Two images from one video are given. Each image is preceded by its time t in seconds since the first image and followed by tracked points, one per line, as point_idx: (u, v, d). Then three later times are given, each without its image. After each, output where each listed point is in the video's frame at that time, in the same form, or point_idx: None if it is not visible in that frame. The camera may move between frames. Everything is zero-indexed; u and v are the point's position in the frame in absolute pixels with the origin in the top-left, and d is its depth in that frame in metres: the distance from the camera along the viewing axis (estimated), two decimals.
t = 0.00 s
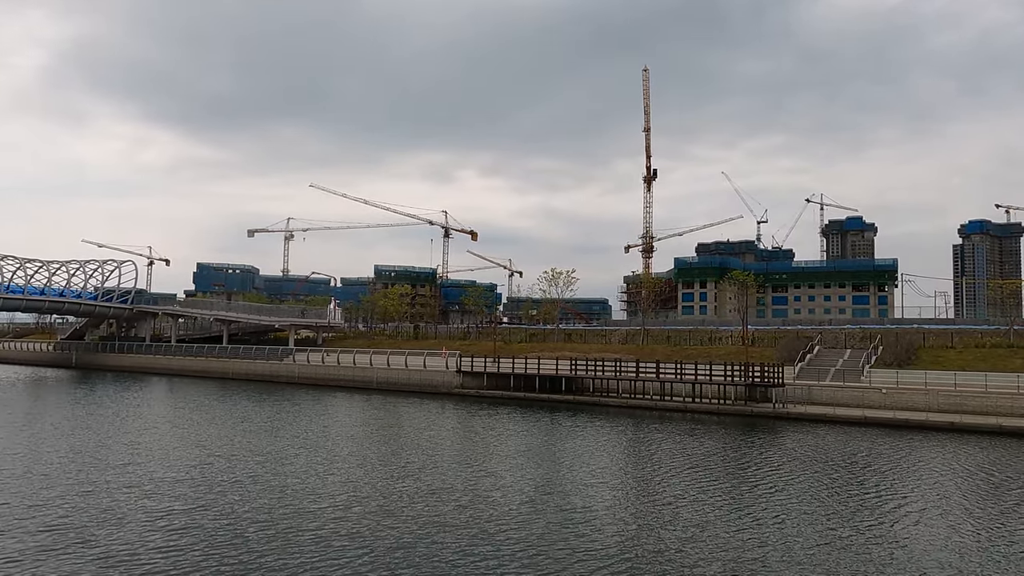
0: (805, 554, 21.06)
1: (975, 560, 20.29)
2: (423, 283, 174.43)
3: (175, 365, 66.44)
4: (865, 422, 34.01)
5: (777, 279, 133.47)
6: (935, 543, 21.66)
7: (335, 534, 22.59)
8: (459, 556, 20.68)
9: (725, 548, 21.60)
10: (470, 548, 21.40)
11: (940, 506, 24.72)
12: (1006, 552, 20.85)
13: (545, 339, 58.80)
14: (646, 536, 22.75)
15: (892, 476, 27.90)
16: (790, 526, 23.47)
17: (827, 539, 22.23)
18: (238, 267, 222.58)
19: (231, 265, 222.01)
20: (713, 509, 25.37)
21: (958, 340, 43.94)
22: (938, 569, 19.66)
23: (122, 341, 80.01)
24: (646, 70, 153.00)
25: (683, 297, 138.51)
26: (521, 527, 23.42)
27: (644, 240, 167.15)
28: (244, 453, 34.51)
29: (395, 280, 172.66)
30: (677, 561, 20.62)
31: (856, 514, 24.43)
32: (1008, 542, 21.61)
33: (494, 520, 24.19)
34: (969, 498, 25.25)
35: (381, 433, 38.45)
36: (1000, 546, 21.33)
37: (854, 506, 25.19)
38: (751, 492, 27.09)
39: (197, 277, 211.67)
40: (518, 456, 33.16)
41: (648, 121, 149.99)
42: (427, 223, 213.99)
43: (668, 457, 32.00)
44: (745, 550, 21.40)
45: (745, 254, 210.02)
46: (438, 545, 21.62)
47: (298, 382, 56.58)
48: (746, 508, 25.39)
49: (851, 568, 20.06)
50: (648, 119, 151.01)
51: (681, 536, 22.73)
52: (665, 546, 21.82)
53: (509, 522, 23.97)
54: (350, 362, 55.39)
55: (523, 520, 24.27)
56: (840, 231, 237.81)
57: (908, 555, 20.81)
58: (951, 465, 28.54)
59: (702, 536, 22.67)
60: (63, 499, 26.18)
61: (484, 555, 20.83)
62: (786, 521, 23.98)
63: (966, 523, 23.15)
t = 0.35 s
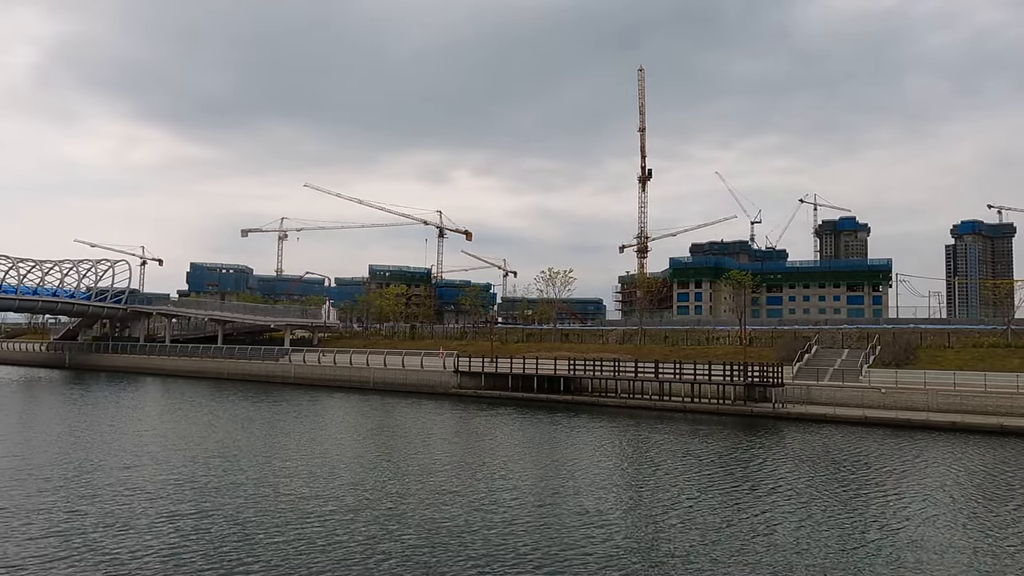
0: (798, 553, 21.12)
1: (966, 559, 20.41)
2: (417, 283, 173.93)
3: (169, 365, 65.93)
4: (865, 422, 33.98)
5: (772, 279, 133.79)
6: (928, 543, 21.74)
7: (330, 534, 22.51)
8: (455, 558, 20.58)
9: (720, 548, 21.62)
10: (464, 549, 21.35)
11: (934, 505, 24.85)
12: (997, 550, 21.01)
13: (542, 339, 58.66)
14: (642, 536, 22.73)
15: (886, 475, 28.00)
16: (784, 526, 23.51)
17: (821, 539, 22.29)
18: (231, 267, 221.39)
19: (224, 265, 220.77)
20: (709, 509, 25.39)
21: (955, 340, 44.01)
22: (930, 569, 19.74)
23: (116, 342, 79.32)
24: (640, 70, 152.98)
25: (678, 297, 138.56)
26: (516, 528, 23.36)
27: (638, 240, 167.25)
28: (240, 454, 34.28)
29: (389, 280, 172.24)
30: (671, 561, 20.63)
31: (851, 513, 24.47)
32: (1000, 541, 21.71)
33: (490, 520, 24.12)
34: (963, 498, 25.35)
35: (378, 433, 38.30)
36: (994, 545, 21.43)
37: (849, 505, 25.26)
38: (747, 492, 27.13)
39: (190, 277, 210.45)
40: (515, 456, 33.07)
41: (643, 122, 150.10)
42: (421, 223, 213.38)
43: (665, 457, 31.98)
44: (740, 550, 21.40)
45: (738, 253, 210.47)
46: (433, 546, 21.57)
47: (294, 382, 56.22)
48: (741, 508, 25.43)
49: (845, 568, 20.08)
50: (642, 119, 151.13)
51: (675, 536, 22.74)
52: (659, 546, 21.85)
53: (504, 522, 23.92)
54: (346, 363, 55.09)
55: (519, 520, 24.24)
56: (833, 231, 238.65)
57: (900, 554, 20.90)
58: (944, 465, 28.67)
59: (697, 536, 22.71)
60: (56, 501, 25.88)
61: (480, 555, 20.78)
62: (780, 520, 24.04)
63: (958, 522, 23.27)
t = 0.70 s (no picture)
0: (800, 553, 21.09)
1: (968, 559, 20.39)
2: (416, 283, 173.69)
3: (168, 365, 65.62)
4: (870, 423, 33.83)
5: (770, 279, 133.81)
6: (929, 543, 21.72)
7: (331, 535, 22.41)
8: (457, 558, 20.50)
9: (720, 548, 21.59)
10: (464, 548, 21.34)
11: (935, 505, 24.83)
12: (999, 551, 20.99)
13: (543, 339, 58.53)
14: (641, 535, 22.73)
15: (888, 475, 27.98)
16: (785, 526, 23.47)
17: (823, 539, 22.25)
18: (230, 267, 221.00)
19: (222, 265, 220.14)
20: (710, 509, 25.34)
21: (958, 340, 43.93)
22: (932, 569, 19.72)
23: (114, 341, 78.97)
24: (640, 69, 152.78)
25: (677, 297, 138.48)
26: (518, 528, 23.29)
27: (637, 240, 167.18)
28: (239, 455, 34.10)
29: (387, 280, 172.14)
30: (672, 561, 20.59)
31: (852, 513, 24.45)
32: (1001, 541, 21.69)
33: (491, 521, 24.03)
34: (965, 498, 25.32)
35: (379, 433, 38.17)
36: (996, 545, 21.39)
37: (851, 505, 25.24)
38: (748, 492, 27.09)
39: (188, 277, 209.77)
40: (516, 457, 32.97)
41: (643, 121, 150.02)
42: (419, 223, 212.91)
43: (665, 457, 31.92)
44: (741, 550, 21.37)
45: (736, 254, 210.46)
46: (434, 547, 21.50)
47: (294, 383, 55.97)
48: (742, 507, 25.39)
49: (847, 567, 20.04)
50: (641, 119, 151.06)
51: (677, 536, 22.69)
52: (660, 546, 21.79)
53: (505, 523, 23.84)
54: (346, 363, 54.90)
55: (520, 520, 24.15)
56: (831, 231, 239.14)
57: (903, 555, 20.86)
58: (946, 464, 28.65)
59: (699, 536, 22.66)
60: (55, 502, 25.66)
61: (481, 556, 20.71)
62: (781, 520, 24.00)
63: (959, 522, 23.25)
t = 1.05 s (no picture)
0: (801, 553, 21.07)
1: (969, 559, 20.35)
2: (415, 283, 173.54)
3: (168, 366, 65.41)
4: (876, 423, 33.61)
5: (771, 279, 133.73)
6: (931, 543, 21.66)
7: (332, 534, 22.37)
8: (459, 558, 20.45)
9: (722, 547, 21.59)
10: (465, 548, 21.27)
11: (938, 505, 24.75)
12: (1002, 551, 20.91)
13: (545, 339, 58.39)
14: (642, 535, 22.66)
15: (890, 476, 27.90)
16: (786, 525, 23.47)
17: (824, 538, 22.24)
18: (230, 268, 220.76)
19: (221, 265, 219.76)
20: (711, 509, 25.34)
21: (962, 341, 43.81)
22: (932, 569, 19.68)
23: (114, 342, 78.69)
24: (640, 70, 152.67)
25: (677, 298, 138.37)
26: (520, 528, 23.24)
27: (637, 240, 167.11)
28: (241, 455, 33.98)
29: (388, 281, 172.30)
30: (673, 560, 20.56)
31: (854, 513, 24.42)
32: (1002, 541, 21.66)
33: (493, 521, 23.99)
34: (968, 498, 25.24)
35: (381, 434, 38.06)
36: (1000, 546, 21.29)
37: (852, 505, 25.21)
38: (749, 492, 27.07)
39: (186, 277, 209.44)
40: (518, 457, 32.89)
41: (643, 122, 150.04)
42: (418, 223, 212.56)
43: (667, 457, 31.89)
44: (743, 549, 21.35)
45: (735, 254, 210.41)
46: (436, 546, 21.46)
47: (295, 383, 55.76)
48: (743, 507, 25.39)
49: (848, 567, 20.03)
50: (641, 119, 150.99)
51: (678, 536, 22.66)
52: (662, 545, 21.78)
53: (506, 522, 23.82)
54: (348, 363, 54.76)
55: (522, 520, 24.11)
56: (830, 231, 239.25)
57: (904, 554, 20.82)
58: (949, 464, 28.54)
59: (700, 535, 22.66)
60: (55, 502, 25.48)
61: (484, 556, 20.66)
62: (783, 520, 23.99)
63: (961, 522, 23.19)
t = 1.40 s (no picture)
0: (803, 553, 21.04)
1: (972, 558, 20.36)
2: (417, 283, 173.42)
3: (171, 365, 65.34)
4: (884, 423, 33.44)
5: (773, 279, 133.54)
6: (933, 542, 21.67)
7: (334, 534, 22.37)
8: (463, 558, 20.44)
9: (723, 547, 21.60)
10: (467, 548, 21.25)
11: (943, 505, 24.73)
12: (1002, 550, 20.92)
13: (549, 339, 58.25)
14: (644, 535, 22.63)
15: (894, 475, 27.87)
16: (789, 525, 23.46)
17: (827, 538, 22.21)
18: (231, 268, 220.85)
19: (222, 265, 219.67)
20: (714, 509, 25.32)
21: (968, 340, 43.61)
22: (934, 568, 19.67)
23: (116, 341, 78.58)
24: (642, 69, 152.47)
25: (679, 298, 138.19)
26: (523, 528, 23.22)
27: (639, 240, 166.92)
28: (242, 455, 33.94)
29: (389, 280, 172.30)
30: (677, 561, 20.51)
31: (857, 513, 24.41)
32: (1006, 541, 21.61)
33: (495, 520, 23.98)
34: (970, 498, 25.21)
35: (384, 434, 37.97)
36: (1003, 545, 21.31)
37: (855, 505, 25.18)
38: (753, 492, 27.02)
39: (188, 277, 209.39)
40: (521, 457, 32.86)
41: (644, 121, 149.85)
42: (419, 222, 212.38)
43: (670, 456, 31.86)
44: (743, 549, 21.36)
45: (736, 253, 210.16)
46: (438, 547, 21.43)
47: (298, 383, 55.65)
48: (746, 507, 25.34)
49: (852, 567, 19.98)
50: (643, 119, 150.73)
51: (682, 535, 22.65)
52: (661, 545, 21.80)
53: (509, 522, 23.80)
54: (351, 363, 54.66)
55: (525, 520, 24.08)
56: (832, 231, 238.98)
57: (906, 554, 20.81)
58: (953, 464, 28.51)
59: (704, 535, 22.62)
60: (58, 503, 25.41)
61: (488, 556, 20.63)
62: (785, 520, 23.96)
63: (964, 522, 23.14)
